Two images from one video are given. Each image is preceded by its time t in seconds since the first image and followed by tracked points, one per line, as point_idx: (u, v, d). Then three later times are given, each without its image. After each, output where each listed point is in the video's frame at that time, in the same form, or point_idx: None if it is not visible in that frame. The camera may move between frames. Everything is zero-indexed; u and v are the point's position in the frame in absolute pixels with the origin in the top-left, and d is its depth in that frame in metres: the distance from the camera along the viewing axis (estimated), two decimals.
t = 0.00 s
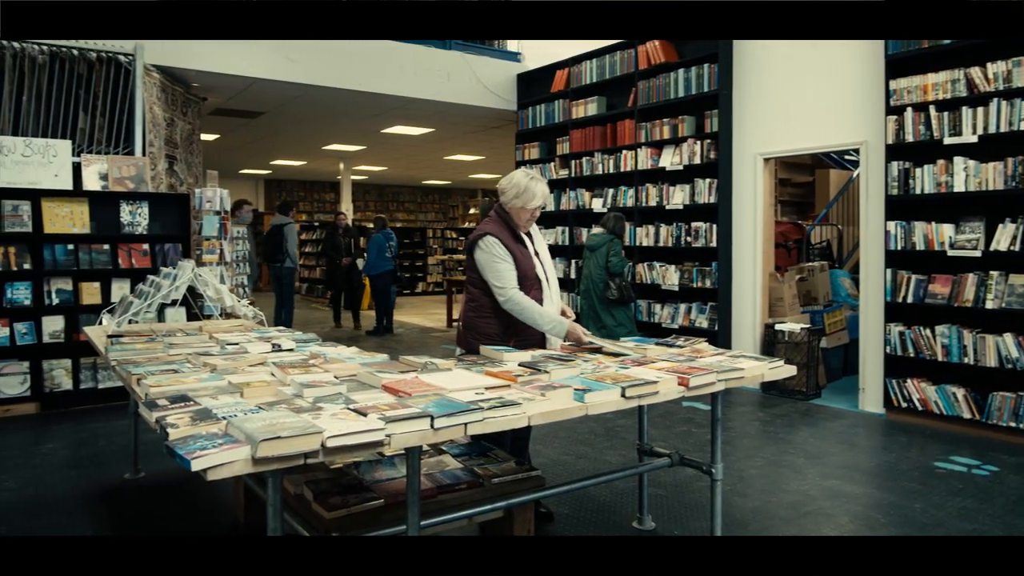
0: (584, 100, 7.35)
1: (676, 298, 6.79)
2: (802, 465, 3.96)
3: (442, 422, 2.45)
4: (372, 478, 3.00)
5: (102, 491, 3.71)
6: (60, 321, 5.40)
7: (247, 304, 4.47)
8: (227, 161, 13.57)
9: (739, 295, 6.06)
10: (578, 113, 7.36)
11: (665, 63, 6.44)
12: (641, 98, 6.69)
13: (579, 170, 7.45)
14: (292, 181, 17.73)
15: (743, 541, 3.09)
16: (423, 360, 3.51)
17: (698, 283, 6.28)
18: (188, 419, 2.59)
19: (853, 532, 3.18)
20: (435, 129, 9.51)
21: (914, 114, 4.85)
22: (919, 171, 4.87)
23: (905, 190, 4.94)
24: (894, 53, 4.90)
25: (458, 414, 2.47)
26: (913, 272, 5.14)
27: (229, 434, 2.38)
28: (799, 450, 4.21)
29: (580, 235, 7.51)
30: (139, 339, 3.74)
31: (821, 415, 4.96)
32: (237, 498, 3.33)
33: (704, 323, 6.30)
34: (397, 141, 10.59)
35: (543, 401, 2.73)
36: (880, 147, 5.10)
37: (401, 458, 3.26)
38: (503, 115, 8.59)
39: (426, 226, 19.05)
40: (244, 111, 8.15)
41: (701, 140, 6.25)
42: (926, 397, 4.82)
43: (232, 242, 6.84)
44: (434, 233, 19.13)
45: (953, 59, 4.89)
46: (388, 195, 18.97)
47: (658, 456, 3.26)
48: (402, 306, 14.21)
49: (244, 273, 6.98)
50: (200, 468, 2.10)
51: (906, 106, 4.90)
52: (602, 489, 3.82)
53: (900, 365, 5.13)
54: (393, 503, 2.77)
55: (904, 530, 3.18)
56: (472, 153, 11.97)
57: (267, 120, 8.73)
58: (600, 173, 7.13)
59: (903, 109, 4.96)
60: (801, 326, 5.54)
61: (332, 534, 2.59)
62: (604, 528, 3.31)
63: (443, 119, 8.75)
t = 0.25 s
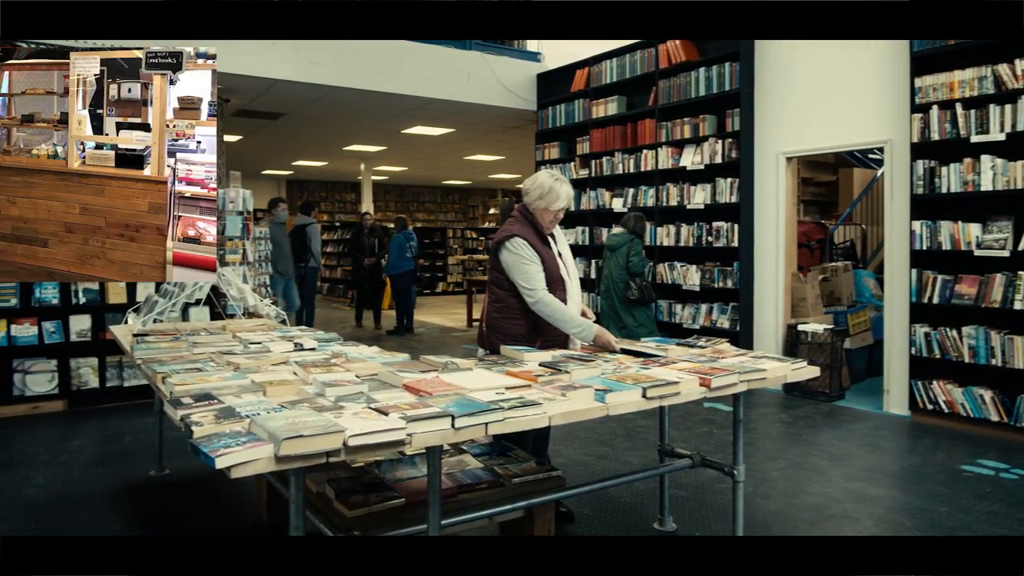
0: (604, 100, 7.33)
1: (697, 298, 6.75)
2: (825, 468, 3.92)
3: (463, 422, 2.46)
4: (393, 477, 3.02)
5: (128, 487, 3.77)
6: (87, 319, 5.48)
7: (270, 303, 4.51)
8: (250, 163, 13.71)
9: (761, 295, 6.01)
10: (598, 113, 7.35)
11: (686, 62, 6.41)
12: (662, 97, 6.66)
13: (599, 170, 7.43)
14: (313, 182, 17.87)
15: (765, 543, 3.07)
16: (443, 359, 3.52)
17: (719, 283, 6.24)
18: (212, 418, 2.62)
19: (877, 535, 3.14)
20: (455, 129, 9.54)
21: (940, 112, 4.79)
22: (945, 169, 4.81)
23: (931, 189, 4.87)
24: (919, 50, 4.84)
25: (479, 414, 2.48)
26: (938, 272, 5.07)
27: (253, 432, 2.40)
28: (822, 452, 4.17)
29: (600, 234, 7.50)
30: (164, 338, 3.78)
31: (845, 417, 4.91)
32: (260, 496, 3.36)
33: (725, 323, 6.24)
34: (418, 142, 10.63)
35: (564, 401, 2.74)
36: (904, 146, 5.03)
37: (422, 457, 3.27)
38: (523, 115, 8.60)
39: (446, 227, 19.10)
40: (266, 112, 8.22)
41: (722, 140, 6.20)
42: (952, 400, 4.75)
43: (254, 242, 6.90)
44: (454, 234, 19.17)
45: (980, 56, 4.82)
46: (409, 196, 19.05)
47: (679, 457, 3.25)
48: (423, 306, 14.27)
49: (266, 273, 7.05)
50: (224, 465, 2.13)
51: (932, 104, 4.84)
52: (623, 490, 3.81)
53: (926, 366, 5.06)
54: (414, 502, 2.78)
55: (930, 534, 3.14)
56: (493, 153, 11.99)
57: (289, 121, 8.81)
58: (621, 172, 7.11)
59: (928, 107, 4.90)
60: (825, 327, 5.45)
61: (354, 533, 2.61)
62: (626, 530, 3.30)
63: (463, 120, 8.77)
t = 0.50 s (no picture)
0: (624, 99, 7.30)
1: (718, 298, 6.70)
2: (848, 470, 3.88)
3: (483, 422, 2.46)
4: (413, 476, 3.03)
5: (152, 484, 3.82)
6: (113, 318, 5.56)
7: (291, 303, 4.55)
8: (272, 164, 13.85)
9: (783, 295, 5.97)
10: (618, 112, 7.32)
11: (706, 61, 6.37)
12: (682, 97, 6.63)
13: (619, 169, 7.41)
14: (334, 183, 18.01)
15: (786, 546, 3.04)
16: (463, 359, 3.53)
17: (740, 283, 6.20)
18: (235, 416, 2.65)
19: (902, 539, 3.10)
20: (475, 129, 9.56)
21: (966, 110, 4.72)
22: (971, 168, 4.73)
23: (957, 188, 4.80)
24: (944, 46, 4.75)
25: (499, 414, 2.48)
26: (964, 272, 4.99)
27: (277, 430, 2.43)
28: (845, 454, 4.12)
29: (620, 234, 7.47)
30: (189, 336, 3.80)
31: (868, 419, 4.85)
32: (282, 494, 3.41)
33: (746, 323, 6.18)
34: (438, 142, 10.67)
35: (585, 401, 2.73)
36: (929, 145, 4.98)
37: (442, 457, 3.28)
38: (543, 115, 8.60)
39: (466, 226, 19.14)
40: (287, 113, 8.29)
41: (743, 139, 6.16)
42: (978, 402, 4.67)
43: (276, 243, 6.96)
44: (474, 233, 19.21)
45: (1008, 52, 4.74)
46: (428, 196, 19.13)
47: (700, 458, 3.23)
48: (443, 306, 14.31)
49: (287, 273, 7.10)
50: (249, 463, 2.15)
51: (958, 101, 4.76)
52: (643, 491, 3.80)
53: (952, 368, 4.99)
54: (434, 501, 2.79)
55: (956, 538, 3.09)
56: (512, 153, 12.01)
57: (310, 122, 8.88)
58: (641, 172, 7.09)
59: (954, 105, 4.83)
60: (848, 328, 5.37)
61: (375, 531, 2.63)
62: (646, 531, 3.29)
63: (482, 120, 8.78)
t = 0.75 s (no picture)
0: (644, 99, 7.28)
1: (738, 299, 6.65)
2: (872, 472, 3.83)
3: (503, 421, 2.47)
4: (434, 475, 3.05)
5: (175, 481, 3.86)
6: (137, 317, 5.64)
7: (312, 303, 4.57)
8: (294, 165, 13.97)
9: (805, 295, 5.91)
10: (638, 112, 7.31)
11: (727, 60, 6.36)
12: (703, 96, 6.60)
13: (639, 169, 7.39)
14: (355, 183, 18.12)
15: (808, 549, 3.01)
16: (483, 359, 3.55)
17: (762, 283, 6.17)
18: (257, 414, 2.68)
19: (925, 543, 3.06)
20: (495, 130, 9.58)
21: (993, 107, 4.65)
22: (998, 166, 4.66)
23: (984, 187, 4.73)
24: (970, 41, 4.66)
25: (519, 414, 2.49)
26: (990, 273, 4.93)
27: (298, 429, 2.45)
28: (868, 456, 4.08)
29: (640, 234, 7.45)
30: (211, 336, 3.84)
31: (892, 421, 4.79)
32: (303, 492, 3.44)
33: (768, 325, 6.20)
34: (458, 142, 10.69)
35: (605, 402, 2.73)
36: (954, 142, 4.88)
37: (462, 456, 3.29)
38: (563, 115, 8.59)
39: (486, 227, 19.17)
40: (308, 115, 8.37)
41: (764, 138, 6.17)
42: (1005, 404, 4.60)
43: (297, 242, 7.02)
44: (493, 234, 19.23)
45: None
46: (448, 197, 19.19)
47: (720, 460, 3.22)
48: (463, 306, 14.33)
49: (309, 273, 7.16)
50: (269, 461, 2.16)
51: (984, 99, 4.69)
52: (663, 491, 3.79)
53: (978, 369, 4.92)
54: (454, 501, 2.80)
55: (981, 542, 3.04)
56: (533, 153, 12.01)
57: (330, 123, 8.93)
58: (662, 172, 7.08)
59: (981, 102, 4.75)
60: (872, 328, 5.29)
61: (394, 530, 2.64)
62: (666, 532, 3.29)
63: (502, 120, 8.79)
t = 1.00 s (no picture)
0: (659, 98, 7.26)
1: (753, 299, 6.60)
2: (889, 474, 3.80)
3: (518, 421, 2.47)
4: (449, 475, 3.06)
5: (192, 479, 3.89)
6: (154, 316, 5.70)
7: (328, 303, 4.59)
8: (309, 165, 14.03)
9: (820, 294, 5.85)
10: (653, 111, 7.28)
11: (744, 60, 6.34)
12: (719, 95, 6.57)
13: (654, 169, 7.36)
14: (370, 184, 18.18)
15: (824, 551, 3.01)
16: (498, 359, 3.55)
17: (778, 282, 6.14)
18: (274, 413, 2.70)
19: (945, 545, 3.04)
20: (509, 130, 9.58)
21: (1012, 106, 4.69)
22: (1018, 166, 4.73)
23: (1004, 185, 4.79)
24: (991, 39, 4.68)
25: (535, 414, 2.49)
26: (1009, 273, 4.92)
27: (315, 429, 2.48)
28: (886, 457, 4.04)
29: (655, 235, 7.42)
30: (227, 335, 3.88)
31: (911, 422, 4.73)
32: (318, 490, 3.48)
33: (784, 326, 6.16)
34: (473, 142, 10.70)
35: (621, 402, 2.73)
36: (974, 144, 4.81)
37: (476, 456, 3.29)
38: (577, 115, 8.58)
39: (500, 227, 19.17)
40: (324, 115, 8.41)
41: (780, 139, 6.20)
42: None
43: (313, 242, 7.05)
44: (508, 234, 19.22)
45: None
46: (462, 197, 19.21)
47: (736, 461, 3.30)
48: (477, 306, 14.32)
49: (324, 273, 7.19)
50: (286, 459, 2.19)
51: (1004, 97, 4.74)
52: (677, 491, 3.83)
53: (997, 370, 4.90)
54: (469, 500, 2.81)
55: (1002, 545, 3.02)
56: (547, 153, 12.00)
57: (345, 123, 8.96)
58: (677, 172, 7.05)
59: (1000, 100, 4.80)
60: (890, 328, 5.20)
61: (409, 529, 2.66)
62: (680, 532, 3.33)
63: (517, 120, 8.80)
